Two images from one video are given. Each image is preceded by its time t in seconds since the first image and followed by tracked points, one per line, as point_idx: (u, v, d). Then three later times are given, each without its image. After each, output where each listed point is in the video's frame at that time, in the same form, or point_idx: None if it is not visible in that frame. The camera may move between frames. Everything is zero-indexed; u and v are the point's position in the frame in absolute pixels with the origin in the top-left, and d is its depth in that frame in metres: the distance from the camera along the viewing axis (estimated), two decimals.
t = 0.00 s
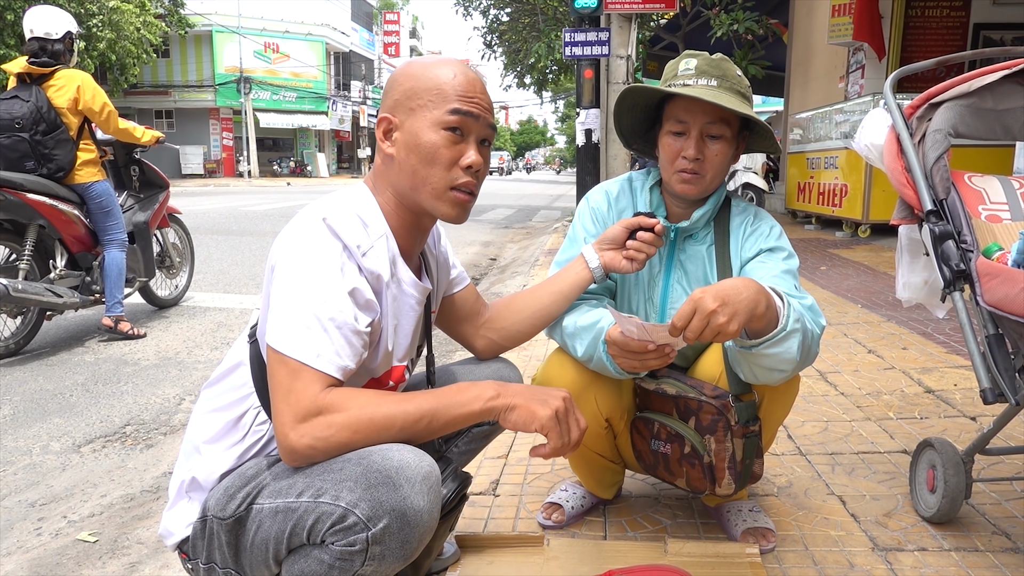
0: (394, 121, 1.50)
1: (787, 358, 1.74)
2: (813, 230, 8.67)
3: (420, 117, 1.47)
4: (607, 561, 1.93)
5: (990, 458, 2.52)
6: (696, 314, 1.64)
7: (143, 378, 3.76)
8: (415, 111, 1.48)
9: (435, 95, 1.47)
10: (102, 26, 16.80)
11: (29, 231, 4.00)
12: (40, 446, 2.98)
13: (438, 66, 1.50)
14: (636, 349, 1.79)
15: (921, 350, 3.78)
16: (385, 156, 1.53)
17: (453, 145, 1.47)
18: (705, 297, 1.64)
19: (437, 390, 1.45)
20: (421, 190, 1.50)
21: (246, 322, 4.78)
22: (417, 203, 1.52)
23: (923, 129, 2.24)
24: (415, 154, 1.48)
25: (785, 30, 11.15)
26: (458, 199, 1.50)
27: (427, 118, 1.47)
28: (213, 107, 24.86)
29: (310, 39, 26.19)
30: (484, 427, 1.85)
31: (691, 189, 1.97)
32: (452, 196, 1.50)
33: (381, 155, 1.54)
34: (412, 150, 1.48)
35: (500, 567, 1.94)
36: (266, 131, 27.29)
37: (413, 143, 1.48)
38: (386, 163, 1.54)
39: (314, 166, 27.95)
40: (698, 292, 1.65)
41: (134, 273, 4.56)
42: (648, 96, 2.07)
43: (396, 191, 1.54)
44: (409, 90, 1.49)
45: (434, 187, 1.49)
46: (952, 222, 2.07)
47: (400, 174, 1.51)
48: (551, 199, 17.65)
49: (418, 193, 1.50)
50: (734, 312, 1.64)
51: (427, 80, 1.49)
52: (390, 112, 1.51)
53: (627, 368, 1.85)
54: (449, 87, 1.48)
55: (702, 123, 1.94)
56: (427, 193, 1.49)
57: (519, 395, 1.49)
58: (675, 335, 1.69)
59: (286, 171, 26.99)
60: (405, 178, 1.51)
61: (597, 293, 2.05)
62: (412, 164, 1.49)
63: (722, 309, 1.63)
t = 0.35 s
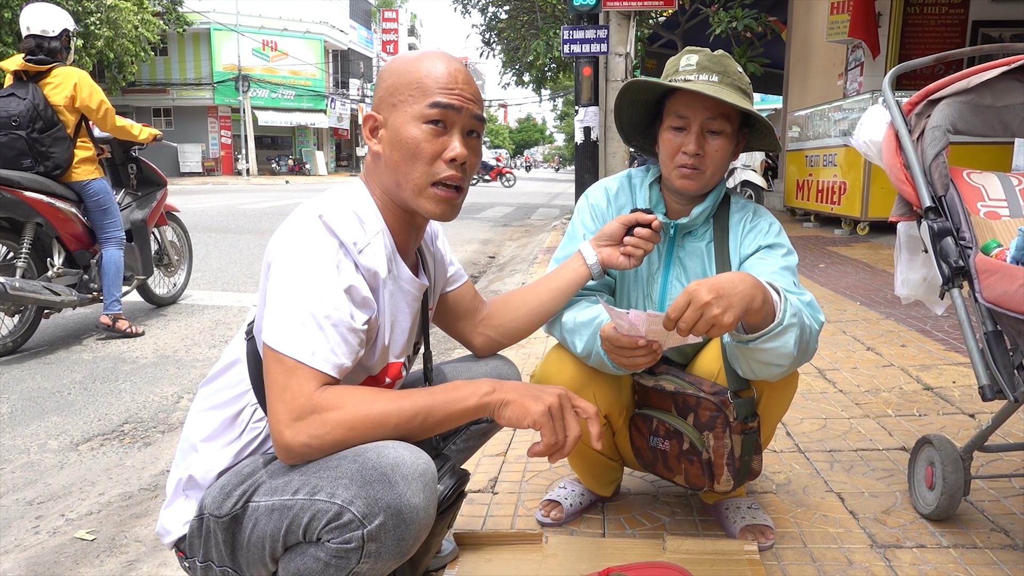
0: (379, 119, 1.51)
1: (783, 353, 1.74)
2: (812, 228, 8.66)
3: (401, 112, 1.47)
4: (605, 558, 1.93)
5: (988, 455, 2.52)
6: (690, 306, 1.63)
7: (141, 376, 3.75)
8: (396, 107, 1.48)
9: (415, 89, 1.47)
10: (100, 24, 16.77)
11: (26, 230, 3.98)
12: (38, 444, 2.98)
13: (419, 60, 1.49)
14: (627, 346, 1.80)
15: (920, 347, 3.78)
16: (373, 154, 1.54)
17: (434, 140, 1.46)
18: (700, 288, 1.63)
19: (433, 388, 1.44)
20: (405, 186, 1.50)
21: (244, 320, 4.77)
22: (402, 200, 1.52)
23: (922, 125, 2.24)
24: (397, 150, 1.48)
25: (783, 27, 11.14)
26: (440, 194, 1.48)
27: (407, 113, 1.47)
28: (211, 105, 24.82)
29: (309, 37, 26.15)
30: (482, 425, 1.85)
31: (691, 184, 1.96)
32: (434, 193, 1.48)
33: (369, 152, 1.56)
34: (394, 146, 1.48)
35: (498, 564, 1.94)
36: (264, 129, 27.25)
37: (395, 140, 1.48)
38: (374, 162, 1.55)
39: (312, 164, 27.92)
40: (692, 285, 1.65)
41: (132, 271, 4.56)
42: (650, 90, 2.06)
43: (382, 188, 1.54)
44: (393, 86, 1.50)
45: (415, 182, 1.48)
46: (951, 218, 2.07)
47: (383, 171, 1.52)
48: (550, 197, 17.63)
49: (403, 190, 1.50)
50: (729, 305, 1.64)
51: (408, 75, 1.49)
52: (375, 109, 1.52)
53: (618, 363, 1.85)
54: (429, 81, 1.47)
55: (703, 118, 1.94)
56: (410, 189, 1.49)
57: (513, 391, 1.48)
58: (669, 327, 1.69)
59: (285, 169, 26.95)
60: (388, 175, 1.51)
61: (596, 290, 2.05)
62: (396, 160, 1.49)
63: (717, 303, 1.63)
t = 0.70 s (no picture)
0: (394, 124, 1.46)
1: (776, 348, 1.75)
2: (810, 226, 8.67)
3: (421, 118, 1.45)
4: (603, 556, 1.94)
5: (985, 452, 2.53)
6: (684, 302, 1.64)
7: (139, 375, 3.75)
8: (415, 112, 1.45)
9: (434, 96, 1.45)
10: (97, 22, 16.74)
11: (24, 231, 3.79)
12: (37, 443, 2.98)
13: (433, 64, 1.46)
14: (638, 342, 1.80)
15: (917, 345, 3.79)
16: (383, 158, 1.50)
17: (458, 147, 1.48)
18: (694, 284, 1.64)
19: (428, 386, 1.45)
20: (425, 193, 1.50)
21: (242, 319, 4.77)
22: (419, 205, 1.52)
23: (919, 124, 2.24)
24: (419, 158, 1.46)
25: (782, 25, 11.14)
26: (463, 200, 1.52)
27: (429, 119, 1.45)
28: (209, 103, 24.79)
29: (307, 35, 26.11)
30: (480, 423, 1.86)
31: (688, 182, 1.97)
32: (455, 198, 1.52)
33: (376, 156, 1.50)
34: (416, 153, 1.46)
35: (497, 562, 1.94)
36: (262, 127, 27.23)
37: (417, 147, 1.46)
38: (383, 165, 1.50)
39: (311, 163, 27.90)
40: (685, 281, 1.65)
41: (130, 270, 4.54)
42: (646, 88, 2.07)
43: (395, 193, 1.52)
44: (405, 90, 1.45)
45: (440, 190, 1.49)
46: (948, 216, 2.08)
47: (401, 178, 1.49)
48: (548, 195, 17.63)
49: (423, 197, 1.50)
50: (723, 300, 1.64)
51: (423, 79, 1.45)
52: (386, 113, 1.47)
53: (629, 360, 1.85)
54: (448, 87, 1.45)
55: (700, 116, 1.95)
56: (432, 197, 1.50)
57: (508, 393, 1.50)
58: (665, 325, 1.69)
59: (283, 168, 26.93)
60: (406, 182, 1.49)
61: (594, 289, 2.06)
62: (418, 167, 1.47)
63: (709, 298, 1.63)
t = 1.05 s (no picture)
0: (423, 133, 1.46)
1: (773, 348, 1.74)
2: (807, 224, 8.67)
3: (449, 128, 1.47)
4: (601, 554, 1.94)
5: (982, 449, 2.53)
6: (680, 303, 1.65)
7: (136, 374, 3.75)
8: (443, 122, 1.47)
9: (458, 104, 1.48)
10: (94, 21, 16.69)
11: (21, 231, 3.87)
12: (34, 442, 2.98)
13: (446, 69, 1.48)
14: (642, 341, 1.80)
15: (914, 343, 3.80)
16: (405, 165, 1.48)
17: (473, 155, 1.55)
18: (689, 285, 1.64)
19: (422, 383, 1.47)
20: (441, 199, 1.54)
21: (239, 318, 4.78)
22: (430, 209, 1.56)
23: (914, 122, 2.25)
24: (446, 166, 1.49)
25: (780, 23, 11.13)
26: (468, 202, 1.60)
27: (456, 129, 1.48)
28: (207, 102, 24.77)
29: (304, 34, 26.09)
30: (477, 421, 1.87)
31: (685, 184, 1.97)
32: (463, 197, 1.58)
33: (399, 163, 1.48)
34: (443, 162, 1.48)
35: (494, 561, 1.94)
36: (260, 126, 27.20)
37: (445, 156, 1.48)
38: (401, 171, 1.49)
39: (309, 162, 27.90)
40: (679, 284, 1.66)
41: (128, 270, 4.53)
42: (642, 93, 2.06)
43: (409, 197, 1.52)
44: (433, 99, 1.45)
45: (455, 193, 1.55)
46: (943, 214, 2.08)
47: (423, 185, 1.50)
48: (546, 194, 17.65)
49: (438, 202, 1.54)
50: (718, 301, 1.65)
51: (445, 86, 1.46)
52: (413, 122, 1.45)
53: (628, 358, 1.85)
54: (468, 96, 1.50)
55: (697, 119, 1.94)
56: (448, 200, 1.55)
57: (499, 393, 1.54)
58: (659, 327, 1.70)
59: (282, 166, 26.91)
60: (427, 188, 1.51)
61: (591, 286, 2.07)
62: (442, 175, 1.50)
63: (703, 300, 1.64)
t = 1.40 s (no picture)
0: (420, 134, 1.46)
1: (762, 350, 1.75)
2: (806, 223, 8.68)
3: (446, 130, 1.47)
4: (598, 553, 1.95)
5: (979, 449, 2.54)
6: (666, 305, 1.65)
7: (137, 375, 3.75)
8: (441, 124, 1.47)
9: (457, 106, 1.48)
10: (93, 20, 16.66)
11: (19, 230, 4.02)
12: (33, 443, 2.98)
13: (445, 72, 1.48)
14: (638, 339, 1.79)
15: (912, 342, 3.80)
16: (402, 166, 1.48)
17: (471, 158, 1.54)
18: (674, 290, 1.65)
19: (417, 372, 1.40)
20: (438, 201, 1.54)
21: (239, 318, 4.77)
22: (427, 212, 1.56)
23: (912, 122, 2.25)
24: (444, 168, 1.49)
25: (778, 23, 11.14)
26: (465, 205, 1.60)
27: (453, 131, 1.48)
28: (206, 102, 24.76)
29: (303, 34, 26.06)
30: (475, 420, 1.88)
31: (684, 181, 1.98)
32: (460, 201, 1.58)
33: (397, 164, 1.49)
34: (441, 164, 1.49)
35: (493, 560, 1.95)
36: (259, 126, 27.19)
37: (442, 158, 1.48)
38: (398, 172, 1.49)
39: (307, 161, 27.90)
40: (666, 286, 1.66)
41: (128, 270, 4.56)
42: (644, 87, 2.08)
43: (405, 198, 1.53)
44: (431, 100, 1.45)
45: (452, 195, 1.55)
46: (940, 214, 2.09)
47: (420, 187, 1.51)
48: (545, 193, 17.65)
49: (435, 205, 1.54)
50: (704, 306, 1.65)
51: (444, 88, 1.47)
52: (412, 123, 1.46)
53: (626, 360, 1.85)
54: (467, 98, 1.50)
55: (698, 113, 1.95)
56: (445, 203, 1.55)
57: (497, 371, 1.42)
58: (644, 324, 1.71)
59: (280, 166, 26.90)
60: (424, 190, 1.51)
61: (589, 286, 2.07)
62: (439, 177, 1.50)
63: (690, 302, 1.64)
